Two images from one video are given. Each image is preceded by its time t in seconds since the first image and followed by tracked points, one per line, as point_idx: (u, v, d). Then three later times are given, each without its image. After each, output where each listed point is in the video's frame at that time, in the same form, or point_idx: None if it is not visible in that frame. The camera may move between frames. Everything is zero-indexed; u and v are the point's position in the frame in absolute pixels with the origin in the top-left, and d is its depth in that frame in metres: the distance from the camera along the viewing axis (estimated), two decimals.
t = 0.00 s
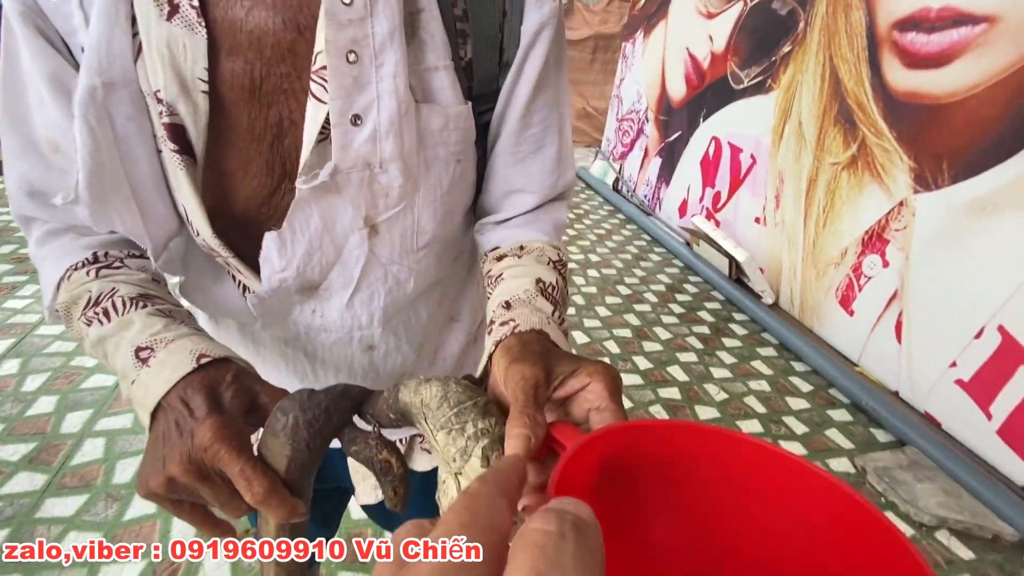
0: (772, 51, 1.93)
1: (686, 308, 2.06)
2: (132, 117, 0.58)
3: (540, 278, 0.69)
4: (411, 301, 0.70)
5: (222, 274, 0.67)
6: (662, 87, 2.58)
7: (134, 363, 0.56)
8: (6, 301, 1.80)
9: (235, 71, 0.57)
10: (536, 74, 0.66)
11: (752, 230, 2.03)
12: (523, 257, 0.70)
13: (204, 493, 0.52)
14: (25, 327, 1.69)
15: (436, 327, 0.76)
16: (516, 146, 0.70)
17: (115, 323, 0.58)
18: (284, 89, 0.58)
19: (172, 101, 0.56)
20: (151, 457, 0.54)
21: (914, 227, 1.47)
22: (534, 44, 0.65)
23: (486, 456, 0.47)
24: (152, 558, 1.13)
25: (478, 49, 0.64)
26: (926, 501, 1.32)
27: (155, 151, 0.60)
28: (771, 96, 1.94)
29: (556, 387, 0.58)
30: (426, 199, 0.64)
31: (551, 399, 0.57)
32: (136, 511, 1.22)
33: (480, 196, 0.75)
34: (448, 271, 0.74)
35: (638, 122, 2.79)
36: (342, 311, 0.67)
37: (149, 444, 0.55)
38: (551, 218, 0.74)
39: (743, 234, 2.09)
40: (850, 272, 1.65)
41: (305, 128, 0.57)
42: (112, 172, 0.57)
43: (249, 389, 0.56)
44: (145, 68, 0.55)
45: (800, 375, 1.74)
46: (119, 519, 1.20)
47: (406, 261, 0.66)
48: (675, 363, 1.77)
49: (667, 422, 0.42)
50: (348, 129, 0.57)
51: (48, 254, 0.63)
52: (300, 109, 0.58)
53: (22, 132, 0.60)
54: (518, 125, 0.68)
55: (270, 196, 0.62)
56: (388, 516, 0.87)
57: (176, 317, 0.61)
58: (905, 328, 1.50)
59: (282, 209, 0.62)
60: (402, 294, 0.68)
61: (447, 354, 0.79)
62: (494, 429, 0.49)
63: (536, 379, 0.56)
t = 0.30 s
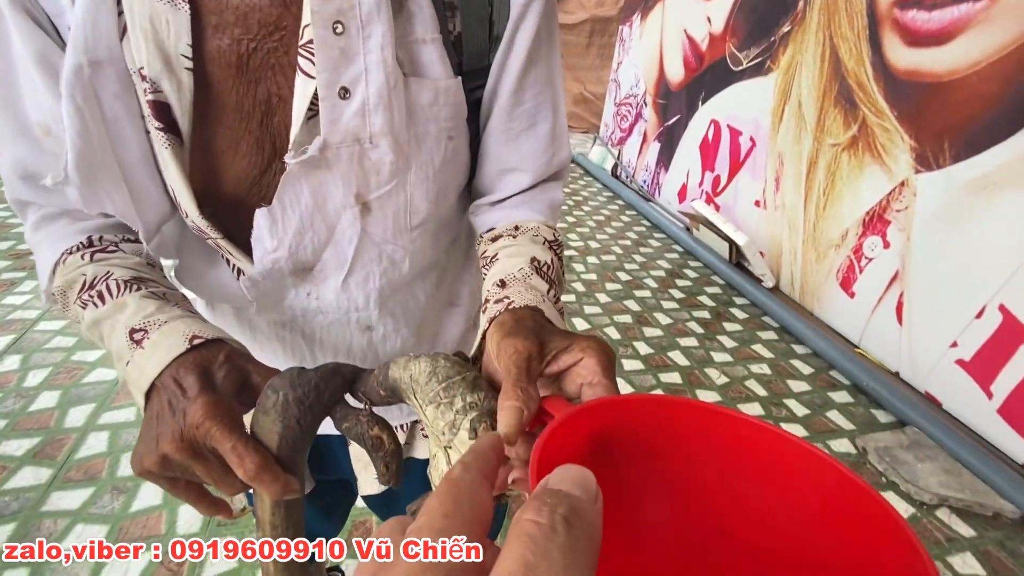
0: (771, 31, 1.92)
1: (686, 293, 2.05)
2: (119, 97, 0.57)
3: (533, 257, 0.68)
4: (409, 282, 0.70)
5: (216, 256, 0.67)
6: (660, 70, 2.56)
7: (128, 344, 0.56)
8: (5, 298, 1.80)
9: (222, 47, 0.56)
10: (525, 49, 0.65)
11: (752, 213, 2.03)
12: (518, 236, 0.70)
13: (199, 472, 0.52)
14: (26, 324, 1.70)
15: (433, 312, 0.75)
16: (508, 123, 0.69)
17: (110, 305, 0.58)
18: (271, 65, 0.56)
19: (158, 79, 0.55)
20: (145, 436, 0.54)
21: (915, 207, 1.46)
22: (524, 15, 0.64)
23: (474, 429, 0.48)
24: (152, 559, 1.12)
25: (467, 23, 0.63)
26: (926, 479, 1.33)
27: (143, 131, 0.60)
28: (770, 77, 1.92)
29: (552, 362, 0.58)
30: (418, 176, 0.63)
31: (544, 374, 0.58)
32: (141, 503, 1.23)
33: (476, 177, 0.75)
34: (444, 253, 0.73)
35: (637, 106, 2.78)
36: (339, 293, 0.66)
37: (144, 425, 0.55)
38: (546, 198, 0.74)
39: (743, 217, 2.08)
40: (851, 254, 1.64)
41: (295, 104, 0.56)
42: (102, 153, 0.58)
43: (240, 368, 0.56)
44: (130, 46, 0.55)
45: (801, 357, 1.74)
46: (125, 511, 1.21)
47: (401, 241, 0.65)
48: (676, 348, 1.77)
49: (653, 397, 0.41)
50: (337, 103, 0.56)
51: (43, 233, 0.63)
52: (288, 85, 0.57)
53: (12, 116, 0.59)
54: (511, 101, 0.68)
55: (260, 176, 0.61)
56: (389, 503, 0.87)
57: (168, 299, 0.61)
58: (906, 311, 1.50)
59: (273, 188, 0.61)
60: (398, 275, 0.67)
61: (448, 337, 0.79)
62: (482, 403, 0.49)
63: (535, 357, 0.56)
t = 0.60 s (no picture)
0: (771, 20, 1.91)
1: (689, 285, 2.05)
2: (123, 94, 0.57)
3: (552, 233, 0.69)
4: (412, 273, 0.69)
5: (220, 251, 0.66)
6: (660, 61, 2.56)
7: (121, 332, 0.57)
8: (10, 299, 1.80)
9: (224, 42, 0.56)
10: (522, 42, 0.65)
11: (754, 204, 2.03)
12: (534, 215, 0.70)
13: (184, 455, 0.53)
14: (31, 324, 1.70)
15: (435, 305, 0.75)
16: (510, 115, 0.69)
17: (106, 294, 0.58)
18: (273, 60, 0.56)
19: (160, 75, 0.55)
20: (134, 419, 0.55)
21: (918, 194, 1.46)
22: (521, 7, 0.64)
23: (439, 409, 0.40)
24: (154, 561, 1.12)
25: (464, 16, 0.64)
26: (930, 467, 1.33)
27: (147, 128, 0.60)
28: (771, 66, 1.92)
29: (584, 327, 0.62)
30: (420, 167, 0.63)
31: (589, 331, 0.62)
32: (150, 500, 1.23)
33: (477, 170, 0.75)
34: (448, 244, 0.73)
35: (637, 98, 2.78)
36: (342, 282, 0.66)
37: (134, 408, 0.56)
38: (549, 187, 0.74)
39: (744, 207, 2.08)
40: (854, 244, 1.64)
41: (298, 98, 0.57)
42: (108, 151, 0.58)
43: (226, 356, 0.55)
44: (132, 44, 0.55)
45: (805, 347, 1.74)
46: (135, 508, 1.22)
47: (404, 232, 0.65)
48: (678, 340, 1.77)
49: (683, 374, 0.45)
50: (339, 95, 0.56)
51: (53, 226, 0.64)
52: (290, 80, 0.57)
53: (20, 111, 0.61)
54: (512, 93, 0.68)
55: (263, 170, 0.61)
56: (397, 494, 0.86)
57: (165, 289, 0.60)
58: (909, 298, 1.50)
59: (276, 182, 0.61)
60: (400, 265, 0.67)
61: (449, 330, 0.78)
62: (453, 386, 0.42)
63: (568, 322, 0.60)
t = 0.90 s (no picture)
0: (772, 20, 1.92)
1: (692, 286, 2.05)
2: (128, 105, 0.58)
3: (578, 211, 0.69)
4: (412, 272, 0.70)
5: (223, 258, 0.67)
6: (662, 63, 2.57)
7: (94, 341, 0.55)
8: (19, 306, 1.81)
9: (228, 52, 0.56)
10: (522, 44, 0.66)
11: (757, 204, 2.03)
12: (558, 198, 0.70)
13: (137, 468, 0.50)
14: (40, 331, 1.71)
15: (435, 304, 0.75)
16: (511, 117, 0.69)
17: (87, 300, 0.57)
18: (277, 68, 0.57)
19: (161, 82, 0.55)
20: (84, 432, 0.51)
21: (923, 192, 1.46)
22: (517, 12, 0.66)
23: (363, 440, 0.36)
24: (153, 558, 1.14)
25: (463, 20, 0.64)
26: (937, 466, 1.33)
27: (151, 138, 0.60)
28: (772, 66, 1.92)
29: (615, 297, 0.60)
30: (420, 168, 0.63)
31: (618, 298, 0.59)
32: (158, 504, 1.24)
33: (476, 172, 0.75)
34: (448, 245, 0.73)
35: (639, 99, 2.79)
36: (343, 280, 0.66)
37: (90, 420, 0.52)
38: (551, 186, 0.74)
39: (748, 208, 2.08)
40: (859, 243, 1.64)
41: (302, 104, 0.57)
42: (113, 158, 0.58)
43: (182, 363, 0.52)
44: (137, 56, 0.56)
45: (810, 347, 1.74)
46: (142, 513, 1.22)
47: (404, 231, 0.65)
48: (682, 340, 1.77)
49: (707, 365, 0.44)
50: (341, 98, 0.57)
51: (50, 229, 0.63)
52: (293, 87, 0.58)
53: (25, 120, 0.62)
54: (512, 95, 0.68)
55: (266, 176, 0.61)
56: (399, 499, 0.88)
57: (143, 298, 0.58)
58: (915, 297, 1.49)
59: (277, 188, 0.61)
60: (400, 265, 0.67)
61: (449, 331, 0.78)
62: (389, 412, 0.37)
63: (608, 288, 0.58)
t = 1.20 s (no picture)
0: (776, 28, 1.93)
1: (700, 293, 2.04)
2: (146, 122, 0.59)
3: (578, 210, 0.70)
4: (421, 280, 0.70)
5: (236, 268, 0.68)
6: (667, 72, 2.58)
7: (76, 350, 0.55)
8: (34, 319, 1.83)
9: (243, 70, 0.57)
10: (526, 55, 0.68)
11: (765, 212, 2.03)
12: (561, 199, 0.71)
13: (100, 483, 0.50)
14: (54, 343, 1.73)
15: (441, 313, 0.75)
16: (516, 126, 0.70)
17: (82, 306, 0.57)
18: (289, 84, 0.58)
19: (174, 98, 0.57)
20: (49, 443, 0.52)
21: (931, 198, 1.46)
22: (520, 26, 0.67)
23: (286, 475, 0.35)
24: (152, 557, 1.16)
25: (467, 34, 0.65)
26: (951, 475, 1.32)
27: (168, 154, 0.61)
28: (778, 73, 1.93)
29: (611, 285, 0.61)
30: (428, 179, 0.64)
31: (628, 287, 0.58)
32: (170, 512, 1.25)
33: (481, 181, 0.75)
34: (456, 253, 0.74)
35: (644, 108, 2.81)
36: (353, 287, 0.67)
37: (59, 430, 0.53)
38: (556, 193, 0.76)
39: (755, 215, 2.08)
40: (867, 249, 1.64)
41: (313, 118, 0.59)
42: (130, 175, 0.59)
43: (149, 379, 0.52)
44: (155, 76, 0.57)
45: (820, 355, 1.73)
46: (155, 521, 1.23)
47: (412, 240, 0.66)
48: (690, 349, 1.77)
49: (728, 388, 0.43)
50: (352, 112, 0.58)
51: (63, 238, 0.64)
52: (305, 103, 0.59)
53: (42, 136, 0.64)
54: (518, 105, 0.69)
55: (278, 188, 0.62)
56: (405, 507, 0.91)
57: (130, 310, 0.58)
58: (926, 303, 1.49)
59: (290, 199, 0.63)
60: (409, 272, 0.68)
61: (457, 338, 0.78)
62: (318, 444, 0.36)
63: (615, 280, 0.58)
